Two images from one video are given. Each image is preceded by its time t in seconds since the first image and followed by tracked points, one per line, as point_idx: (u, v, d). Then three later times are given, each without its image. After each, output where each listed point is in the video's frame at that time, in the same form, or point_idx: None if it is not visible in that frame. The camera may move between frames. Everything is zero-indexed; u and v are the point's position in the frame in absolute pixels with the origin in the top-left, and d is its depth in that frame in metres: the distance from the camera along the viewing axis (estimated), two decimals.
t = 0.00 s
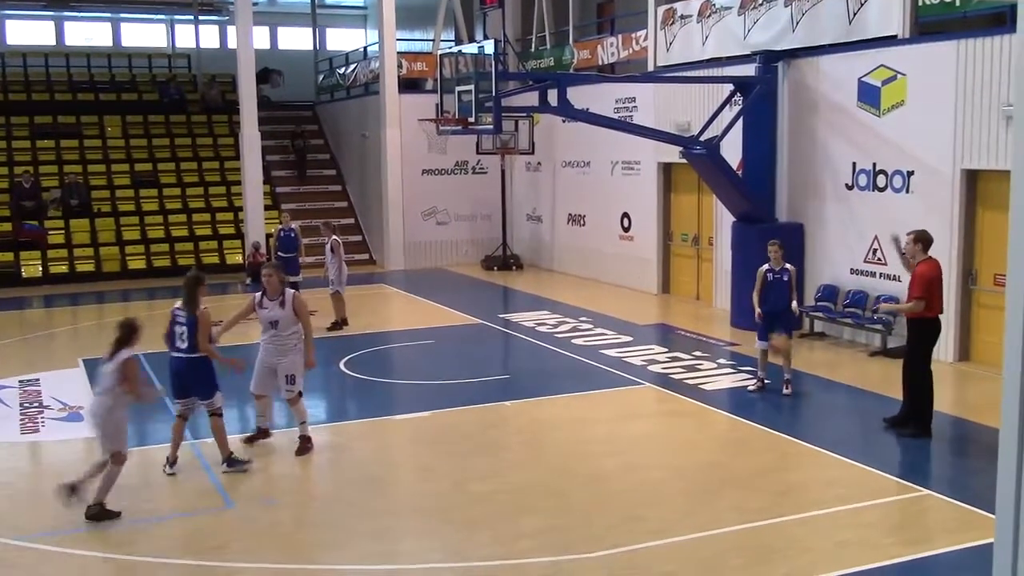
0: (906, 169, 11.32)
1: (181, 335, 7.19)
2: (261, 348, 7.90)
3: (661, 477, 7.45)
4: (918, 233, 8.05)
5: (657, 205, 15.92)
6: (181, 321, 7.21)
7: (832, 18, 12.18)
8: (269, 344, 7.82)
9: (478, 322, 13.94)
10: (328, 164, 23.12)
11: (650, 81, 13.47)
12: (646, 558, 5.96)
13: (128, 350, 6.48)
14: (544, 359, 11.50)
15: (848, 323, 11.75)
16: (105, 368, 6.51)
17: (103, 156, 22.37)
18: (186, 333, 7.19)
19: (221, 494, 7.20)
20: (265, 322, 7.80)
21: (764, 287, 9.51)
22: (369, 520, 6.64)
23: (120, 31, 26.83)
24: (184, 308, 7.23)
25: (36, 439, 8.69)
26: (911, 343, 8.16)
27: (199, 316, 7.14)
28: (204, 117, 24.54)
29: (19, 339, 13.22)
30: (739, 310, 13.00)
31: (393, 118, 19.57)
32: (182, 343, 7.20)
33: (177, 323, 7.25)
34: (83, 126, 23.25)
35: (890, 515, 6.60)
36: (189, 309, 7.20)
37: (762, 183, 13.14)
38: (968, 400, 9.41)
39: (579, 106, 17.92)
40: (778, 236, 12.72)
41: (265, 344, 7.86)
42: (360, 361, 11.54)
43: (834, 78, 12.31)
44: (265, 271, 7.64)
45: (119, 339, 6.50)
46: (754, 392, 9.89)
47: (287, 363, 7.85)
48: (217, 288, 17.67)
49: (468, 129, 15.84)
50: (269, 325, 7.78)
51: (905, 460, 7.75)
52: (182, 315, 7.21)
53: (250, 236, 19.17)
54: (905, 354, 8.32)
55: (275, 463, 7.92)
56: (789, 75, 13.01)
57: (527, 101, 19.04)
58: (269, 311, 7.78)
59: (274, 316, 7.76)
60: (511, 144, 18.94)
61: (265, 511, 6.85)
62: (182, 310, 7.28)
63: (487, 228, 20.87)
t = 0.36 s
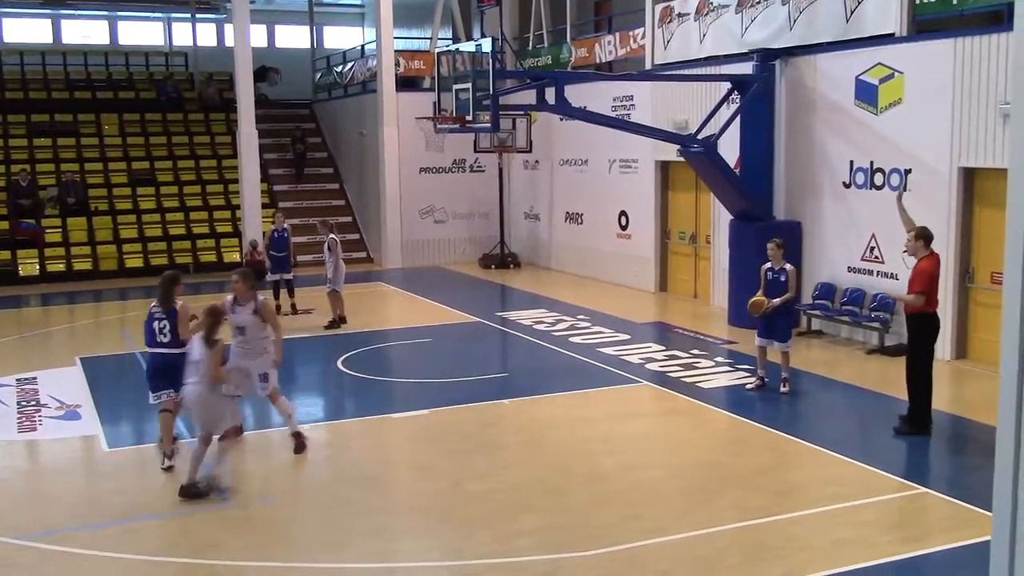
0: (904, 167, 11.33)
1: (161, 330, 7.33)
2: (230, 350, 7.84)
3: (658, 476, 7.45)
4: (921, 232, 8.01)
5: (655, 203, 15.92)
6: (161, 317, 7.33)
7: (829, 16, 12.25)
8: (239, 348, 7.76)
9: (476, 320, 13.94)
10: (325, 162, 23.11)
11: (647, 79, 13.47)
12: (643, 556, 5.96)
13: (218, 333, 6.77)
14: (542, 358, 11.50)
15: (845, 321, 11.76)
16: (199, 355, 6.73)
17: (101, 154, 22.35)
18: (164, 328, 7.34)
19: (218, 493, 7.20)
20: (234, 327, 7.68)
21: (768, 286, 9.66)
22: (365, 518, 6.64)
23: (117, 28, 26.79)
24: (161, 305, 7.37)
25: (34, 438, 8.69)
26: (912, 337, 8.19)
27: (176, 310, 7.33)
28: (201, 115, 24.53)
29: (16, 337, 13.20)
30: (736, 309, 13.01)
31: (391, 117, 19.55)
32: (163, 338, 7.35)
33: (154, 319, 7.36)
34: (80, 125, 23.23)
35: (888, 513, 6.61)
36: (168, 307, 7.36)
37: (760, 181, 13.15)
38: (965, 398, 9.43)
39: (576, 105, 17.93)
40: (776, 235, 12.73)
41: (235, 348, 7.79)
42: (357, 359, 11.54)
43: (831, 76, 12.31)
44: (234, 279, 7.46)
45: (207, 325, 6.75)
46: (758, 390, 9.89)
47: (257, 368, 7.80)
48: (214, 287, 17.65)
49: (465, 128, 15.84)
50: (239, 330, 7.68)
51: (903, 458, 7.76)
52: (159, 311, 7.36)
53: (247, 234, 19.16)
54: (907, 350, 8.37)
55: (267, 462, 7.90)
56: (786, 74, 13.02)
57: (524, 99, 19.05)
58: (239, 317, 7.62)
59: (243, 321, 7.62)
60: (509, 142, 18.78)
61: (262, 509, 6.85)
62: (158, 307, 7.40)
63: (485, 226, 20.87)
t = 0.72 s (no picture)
0: (903, 167, 11.33)
1: (154, 315, 7.93)
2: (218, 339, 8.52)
3: (658, 475, 7.45)
4: (924, 230, 8.05)
5: (655, 203, 15.92)
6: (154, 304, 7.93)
7: (829, 16, 12.25)
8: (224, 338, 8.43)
9: (476, 320, 13.94)
10: (325, 162, 23.10)
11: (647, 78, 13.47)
12: (643, 555, 5.96)
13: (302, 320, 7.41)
14: (542, 358, 11.50)
15: (845, 321, 11.77)
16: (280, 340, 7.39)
17: (100, 154, 22.32)
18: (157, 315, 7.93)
19: (217, 492, 7.21)
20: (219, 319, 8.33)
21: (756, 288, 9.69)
22: (365, 518, 6.65)
23: (117, 27, 26.75)
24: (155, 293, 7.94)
25: (33, 437, 8.69)
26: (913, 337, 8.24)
27: (168, 298, 7.85)
28: (201, 115, 24.52)
29: (15, 337, 13.20)
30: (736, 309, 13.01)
31: (390, 117, 19.54)
32: (155, 323, 7.94)
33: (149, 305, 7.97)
34: (79, 124, 23.21)
35: (888, 513, 6.61)
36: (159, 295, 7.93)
37: (759, 181, 13.16)
38: (964, 398, 9.44)
39: (576, 104, 17.93)
40: (776, 235, 12.74)
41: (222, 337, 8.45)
42: (357, 359, 11.54)
43: (831, 76, 12.31)
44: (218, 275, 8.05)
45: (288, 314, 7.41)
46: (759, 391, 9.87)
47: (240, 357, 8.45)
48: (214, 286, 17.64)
49: (465, 128, 15.83)
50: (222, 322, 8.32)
51: (902, 458, 7.76)
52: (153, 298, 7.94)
53: (247, 234, 19.16)
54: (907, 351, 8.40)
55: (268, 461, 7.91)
56: (786, 74, 13.03)
57: (524, 99, 19.07)
58: (223, 311, 8.27)
59: (227, 314, 8.27)
60: (508, 142, 18.78)
61: (262, 509, 6.85)
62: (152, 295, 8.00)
63: (484, 226, 20.87)
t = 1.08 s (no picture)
0: (908, 173, 11.33)
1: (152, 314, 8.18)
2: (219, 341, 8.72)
3: (663, 480, 7.44)
4: (927, 235, 8.05)
5: (659, 208, 15.92)
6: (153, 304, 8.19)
7: (834, 22, 12.24)
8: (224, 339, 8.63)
9: (480, 324, 13.95)
10: (331, 166, 23.14)
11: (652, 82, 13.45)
12: (646, 560, 5.96)
13: (364, 311, 7.67)
14: (547, 362, 11.50)
15: (850, 326, 11.74)
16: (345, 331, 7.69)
17: (105, 157, 22.38)
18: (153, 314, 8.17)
19: (222, 495, 7.21)
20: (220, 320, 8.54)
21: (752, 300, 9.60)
22: (369, 522, 6.65)
23: (122, 31, 26.84)
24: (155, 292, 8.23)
25: (38, 440, 8.71)
26: (914, 339, 8.27)
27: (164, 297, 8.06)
28: (206, 118, 24.57)
29: (21, 339, 13.23)
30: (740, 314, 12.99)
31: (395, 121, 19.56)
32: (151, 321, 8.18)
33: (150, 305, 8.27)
34: (85, 127, 23.27)
35: (893, 518, 6.59)
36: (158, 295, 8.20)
37: (764, 186, 13.15)
38: (968, 403, 9.42)
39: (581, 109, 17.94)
40: (780, 239, 12.73)
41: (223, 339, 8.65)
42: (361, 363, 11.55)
43: (836, 81, 12.30)
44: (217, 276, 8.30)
45: (345, 306, 7.70)
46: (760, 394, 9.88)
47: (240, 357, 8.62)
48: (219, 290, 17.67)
49: (470, 132, 15.83)
50: (223, 323, 8.53)
51: (907, 463, 7.76)
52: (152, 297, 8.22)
53: (252, 237, 19.18)
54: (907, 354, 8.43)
55: (273, 466, 7.90)
56: (791, 79, 13.01)
57: (529, 103, 19.08)
58: (223, 311, 8.48)
59: (227, 315, 8.48)
60: (513, 146, 18.85)
61: (266, 513, 6.85)
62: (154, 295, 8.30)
63: (489, 230, 20.89)
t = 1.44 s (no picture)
0: (918, 184, 11.30)
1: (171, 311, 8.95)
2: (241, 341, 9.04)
3: (671, 491, 7.43)
4: (929, 246, 8.14)
5: (669, 217, 15.92)
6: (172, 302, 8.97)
7: (844, 33, 12.30)
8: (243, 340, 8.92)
9: (489, 332, 13.98)
10: (341, 174, 23.21)
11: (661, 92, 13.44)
12: (655, 571, 5.95)
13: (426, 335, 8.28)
14: (555, 371, 11.50)
15: (859, 337, 11.72)
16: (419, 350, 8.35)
17: (117, 164, 22.50)
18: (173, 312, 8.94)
19: (231, 503, 7.22)
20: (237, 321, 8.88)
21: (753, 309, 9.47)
22: (377, 531, 6.65)
23: (134, 39, 27.02)
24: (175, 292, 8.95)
25: (49, 446, 8.75)
26: (917, 351, 8.28)
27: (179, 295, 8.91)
28: (218, 126, 24.69)
29: (32, 345, 13.30)
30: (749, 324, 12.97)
31: (406, 130, 19.61)
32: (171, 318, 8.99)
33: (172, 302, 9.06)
34: (98, 135, 23.39)
35: (903, 531, 6.57)
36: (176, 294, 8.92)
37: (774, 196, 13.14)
38: (978, 415, 9.37)
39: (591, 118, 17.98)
40: (790, 250, 12.72)
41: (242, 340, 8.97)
42: (370, 371, 11.57)
43: (846, 91, 12.29)
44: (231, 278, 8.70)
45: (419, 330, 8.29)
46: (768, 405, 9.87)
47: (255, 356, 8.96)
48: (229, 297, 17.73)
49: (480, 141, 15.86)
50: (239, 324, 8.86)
51: (916, 475, 7.72)
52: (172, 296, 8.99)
53: (262, 245, 19.25)
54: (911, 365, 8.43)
55: (283, 473, 7.91)
56: (801, 89, 13.00)
57: (539, 112, 19.13)
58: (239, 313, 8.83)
59: (241, 317, 8.82)
60: (523, 154, 19.01)
61: (275, 521, 6.86)
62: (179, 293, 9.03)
63: (498, 239, 20.92)
